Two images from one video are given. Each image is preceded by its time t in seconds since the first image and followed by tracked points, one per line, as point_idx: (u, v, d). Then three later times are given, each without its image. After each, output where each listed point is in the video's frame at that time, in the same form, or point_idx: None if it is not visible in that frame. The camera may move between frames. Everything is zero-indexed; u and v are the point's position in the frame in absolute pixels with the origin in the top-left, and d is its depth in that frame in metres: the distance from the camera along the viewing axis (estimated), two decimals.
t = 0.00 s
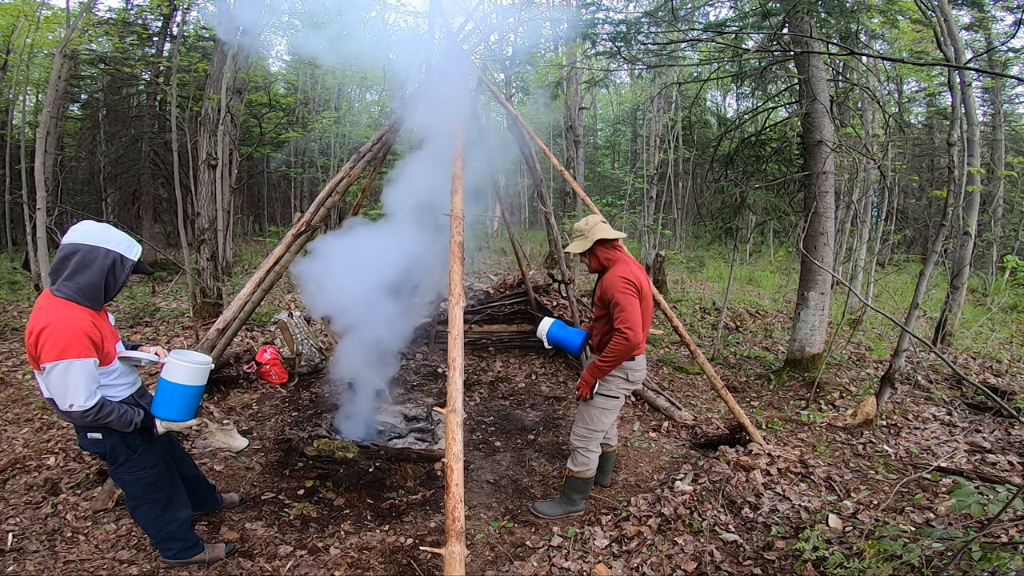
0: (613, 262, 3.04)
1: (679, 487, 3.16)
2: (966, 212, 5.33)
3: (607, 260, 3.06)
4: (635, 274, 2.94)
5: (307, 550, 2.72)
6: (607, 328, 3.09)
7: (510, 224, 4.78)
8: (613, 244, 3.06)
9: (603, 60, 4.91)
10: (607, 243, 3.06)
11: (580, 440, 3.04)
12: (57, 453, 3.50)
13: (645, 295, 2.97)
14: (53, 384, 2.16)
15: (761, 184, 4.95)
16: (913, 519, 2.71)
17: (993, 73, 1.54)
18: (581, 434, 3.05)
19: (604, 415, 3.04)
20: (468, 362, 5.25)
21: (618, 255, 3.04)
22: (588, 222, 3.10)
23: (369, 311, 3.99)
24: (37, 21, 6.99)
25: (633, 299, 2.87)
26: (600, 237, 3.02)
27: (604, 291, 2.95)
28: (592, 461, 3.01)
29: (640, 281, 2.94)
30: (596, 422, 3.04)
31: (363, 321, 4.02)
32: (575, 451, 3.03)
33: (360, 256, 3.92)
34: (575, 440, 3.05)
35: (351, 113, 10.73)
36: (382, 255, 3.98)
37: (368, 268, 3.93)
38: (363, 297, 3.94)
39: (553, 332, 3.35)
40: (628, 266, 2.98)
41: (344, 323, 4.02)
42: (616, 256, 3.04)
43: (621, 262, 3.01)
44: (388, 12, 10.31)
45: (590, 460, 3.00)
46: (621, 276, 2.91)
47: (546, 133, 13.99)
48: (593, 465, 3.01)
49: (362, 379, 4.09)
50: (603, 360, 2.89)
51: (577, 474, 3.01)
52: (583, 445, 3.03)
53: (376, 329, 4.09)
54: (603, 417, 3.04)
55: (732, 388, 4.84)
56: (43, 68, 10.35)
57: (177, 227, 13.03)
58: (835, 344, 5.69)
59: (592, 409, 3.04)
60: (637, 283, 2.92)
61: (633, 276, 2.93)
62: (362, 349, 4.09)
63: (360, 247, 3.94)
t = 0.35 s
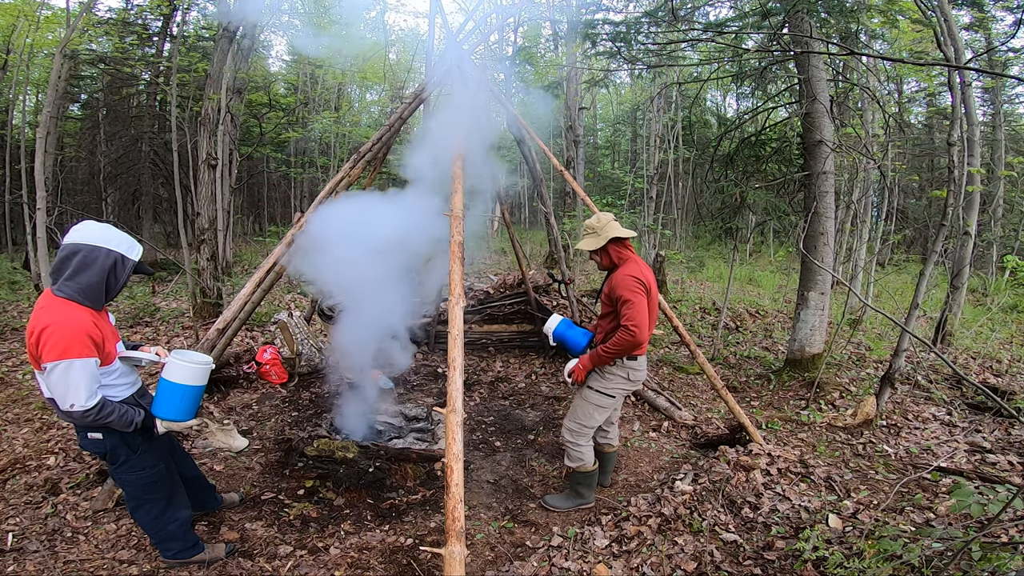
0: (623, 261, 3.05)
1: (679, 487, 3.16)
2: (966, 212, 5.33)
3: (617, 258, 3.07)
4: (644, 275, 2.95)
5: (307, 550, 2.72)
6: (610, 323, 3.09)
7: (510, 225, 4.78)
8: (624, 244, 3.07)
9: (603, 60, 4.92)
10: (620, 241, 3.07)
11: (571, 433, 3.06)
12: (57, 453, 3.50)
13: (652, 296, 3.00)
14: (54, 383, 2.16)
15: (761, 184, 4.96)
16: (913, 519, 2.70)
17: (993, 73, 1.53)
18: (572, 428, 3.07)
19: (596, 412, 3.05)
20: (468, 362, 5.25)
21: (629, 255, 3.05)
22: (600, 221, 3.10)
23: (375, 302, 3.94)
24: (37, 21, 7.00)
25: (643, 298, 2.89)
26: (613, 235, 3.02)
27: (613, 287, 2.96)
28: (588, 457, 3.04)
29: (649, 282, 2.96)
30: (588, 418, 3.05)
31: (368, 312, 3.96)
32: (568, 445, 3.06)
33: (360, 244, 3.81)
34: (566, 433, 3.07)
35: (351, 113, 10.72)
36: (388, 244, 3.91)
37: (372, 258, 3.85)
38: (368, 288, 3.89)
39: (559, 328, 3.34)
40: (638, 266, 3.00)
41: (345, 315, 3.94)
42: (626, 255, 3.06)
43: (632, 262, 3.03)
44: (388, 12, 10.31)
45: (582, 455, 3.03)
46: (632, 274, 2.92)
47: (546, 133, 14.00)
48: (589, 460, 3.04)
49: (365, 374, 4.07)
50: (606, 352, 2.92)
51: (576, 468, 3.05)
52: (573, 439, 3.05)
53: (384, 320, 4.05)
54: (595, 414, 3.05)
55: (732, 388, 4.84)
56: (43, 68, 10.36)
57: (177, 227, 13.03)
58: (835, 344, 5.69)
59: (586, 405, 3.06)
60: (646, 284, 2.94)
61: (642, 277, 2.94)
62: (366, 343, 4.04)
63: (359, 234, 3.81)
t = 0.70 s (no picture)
0: (626, 259, 3.06)
1: (679, 487, 3.16)
2: (966, 213, 5.33)
3: (620, 255, 3.07)
4: (643, 276, 2.94)
5: (307, 550, 2.72)
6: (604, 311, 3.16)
7: (510, 224, 4.78)
8: (629, 243, 3.06)
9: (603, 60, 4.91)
10: (624, 240, 3.06)
11: (583, 438, 3.08)
12: (58, 453, 3.50)
13: (651, 298, 2.98)
14: (54, 383, 2.16)
15: (761, 184, 4.96)
16: (913, 519, 2.71)
17: (993, 73, 1.53)
18: (583, 433, 3.09)
19: (604, 416, 3.06)
20: (468, 362, 5.25)
21: (632, 255, 3.06)
22: (604, 219, 3.10)
23: (385, 284, 3.96)
24: (37, 21, 6.99)
25: (634, 297, 2.89)
26: (617, 234, 3.02)
27: (610, 281, 3.01)
28: (598, 460, 3.04)
29: (648, 283, 2.94)
30: (597, 422, 3.06)
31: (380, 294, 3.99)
32: (578, 450, 3.07)
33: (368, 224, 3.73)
34: (577, 438, 3.09)
35: (351, 113, 10.72)
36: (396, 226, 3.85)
37: (377, 246, 3.81)
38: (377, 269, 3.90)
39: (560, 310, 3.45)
40: (641, 266, 3.00)
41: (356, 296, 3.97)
42: (630, 254, 3.06)
43: (634, 261, 3.04)
44: (388, 12, 10.31)
45: (594, 458, 3.04)
46: (630, 273, 2.93)
47: (546, 133, 14.00)
48: (599, 463, 3.05)
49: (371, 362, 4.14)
50: (581, 330, 3.05)
51: (585, 471, 3.06)
52: (584, 444, 3.07)
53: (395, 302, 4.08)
54: (603, 418, 3.06)
55: (732, 388, 4.84)
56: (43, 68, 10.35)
57: (178, 227, 13.04)
58: (835, 344, 5.69)
59: (593, 409, 3.07)
60: (643, 284, 2.92)
61: (641, 277, 2.93)
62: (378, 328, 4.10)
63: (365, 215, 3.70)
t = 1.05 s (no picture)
0: (625, 259, 3.07)
1: (679, 487, 3.16)
2: (966, 213, 5.33)
3: (619, 255, 3.08)
4: (639, 275, 2.94)
5: (307, 550, 2.72)
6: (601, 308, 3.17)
7: (510, 224, 4.77)
8: (627, 243, 3.06)
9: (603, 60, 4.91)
10: (623, 240, 3.06)
11: (585, 440, 3.07)
12: (58, 453, 3.50)
13: (648, 297, 2.97)
14: (55, 382, 2.16)
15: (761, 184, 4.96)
16: (914, 519, 2.71)
17: (993, 73, 1.53)
18: (585, 434, 3.09)
19: (607, 417, 3.06)
20: (468, 362, 5.25)
21: (630, 254, 3.06)
22: (602, 220, 3.10)
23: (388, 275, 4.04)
24: (37, 21, 6.98)
25: (629, 295, 2.89)
26: (615, 234, 3.02)
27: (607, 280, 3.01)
28: (601, 461, 3.04)
29: (645, 282, 2.94)
30: (599, 423, 3.06)
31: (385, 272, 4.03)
32: (581, 451, 3.07)
33: (375, 207, 3.75)
34: (580, 440, 3.09)
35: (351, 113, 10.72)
36: (401, 214, 3.88)
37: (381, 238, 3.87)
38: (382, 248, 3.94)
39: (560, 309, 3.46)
40: (639, 265, 3.01)
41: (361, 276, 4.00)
42: (629, 253, 3.06)
43: (633, 260, 3.04)
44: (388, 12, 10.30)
45: (597, 459, 3.04)
46: (625, 272, 2.94)
47: (546, 133, 14.00)
48: (602, 464, 3.05)
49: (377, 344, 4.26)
50: (576, 325, 3.07)
51: (588, 472, 3.06)
52: (587, 445, 3.07)
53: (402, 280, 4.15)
54: (605, 419, 3.06)
55: (732, 388, 4.84)
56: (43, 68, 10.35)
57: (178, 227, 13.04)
58: (835, 344, 5.69)
59: (595, 410, 3.07)
60: (639, 283, 2.92)
61: (637, 276, 2.93)
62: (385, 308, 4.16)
63: (370, 192, 3.69)
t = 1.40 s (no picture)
0: (625, 259, 3.07)
1: (679, 487, 3.16)
2: (966, 213, 5.33)
3: (619, 256, 3.08)
4: (637, 273, 2.94)
5: (307, 550, 2.72)
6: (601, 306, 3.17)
7: (511, 225, 4.77)
8: (627, 243, 3.07)
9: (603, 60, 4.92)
10: (623, 240, 3.07)
11: (585, 439, 3.07)
12: (58, 453, 3.50)
13: (647, 296, 2.97)
14: (55, 382, 2.16)
15: (761, 184, 4.96)
16: (913, 519, 2.71)
17: (993, 73, 1.53)
18: (585, 433, 3.09)
19: (606, 416, 3.06)
20: (468, 362, 5.26)
21: (631, 253, 3.06)
22: (602, 220, 3.11)
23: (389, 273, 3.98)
24: (37, 21, 6.99)
25: (627, 293, 2.89)
26: (615, 233, 3.03)
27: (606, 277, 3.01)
28: (600, 461, 3.04)
29: (643, 281, 2.95)
30: (598, 422, 3.06)
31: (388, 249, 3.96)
32: (580, 451, 3.07)
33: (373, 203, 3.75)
34: (579, 440, 3.09)
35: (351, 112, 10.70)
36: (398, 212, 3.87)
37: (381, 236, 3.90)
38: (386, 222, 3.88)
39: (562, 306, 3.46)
40: (639, 264, 3.01)
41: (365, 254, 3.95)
42: (630, 254, 3.06)
43: (633, 260, 3.04)
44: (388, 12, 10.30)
45: (596, 459, 3.03)
46: (624, 270, 2.94)
47: (546, 133, 14.00)
48: (601, 464, 3.05)
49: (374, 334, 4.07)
50: (574, 320, 3.08)
51: (588, 472, 3.06)
52: (585, 444, 3.07)
53: (405, 261, 4.01)
54: (604, 419, 3.06)
55: (732, 388, 4.84)
56: (43, 68, 10.36)
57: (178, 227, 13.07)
58: (835, 344, 5.69)
59: (594, 409, 3.07)
60: (637, 282, 2.93)
61: (635, 274, 2.93)
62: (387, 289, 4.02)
63: (367, 179, 3.68)
